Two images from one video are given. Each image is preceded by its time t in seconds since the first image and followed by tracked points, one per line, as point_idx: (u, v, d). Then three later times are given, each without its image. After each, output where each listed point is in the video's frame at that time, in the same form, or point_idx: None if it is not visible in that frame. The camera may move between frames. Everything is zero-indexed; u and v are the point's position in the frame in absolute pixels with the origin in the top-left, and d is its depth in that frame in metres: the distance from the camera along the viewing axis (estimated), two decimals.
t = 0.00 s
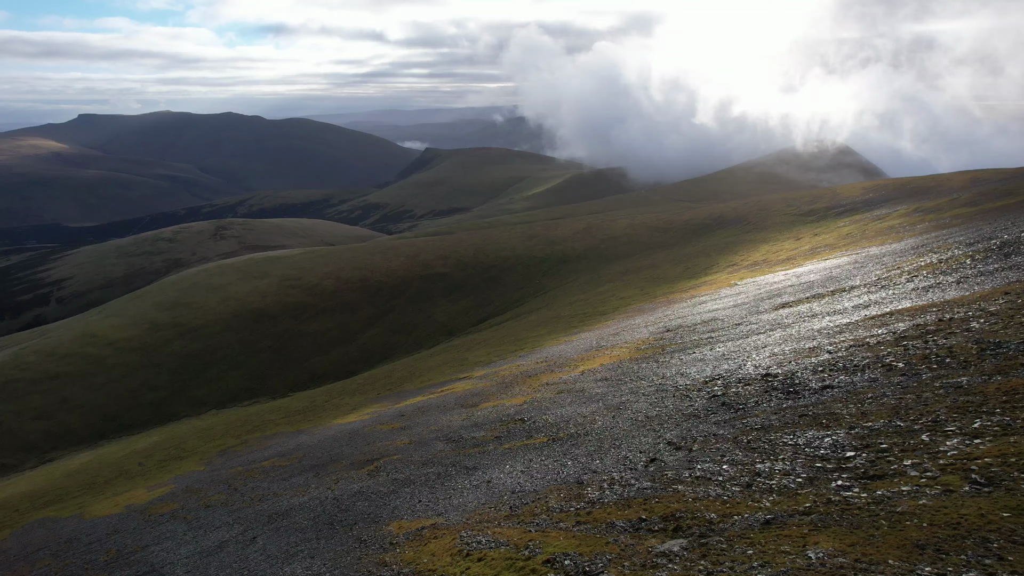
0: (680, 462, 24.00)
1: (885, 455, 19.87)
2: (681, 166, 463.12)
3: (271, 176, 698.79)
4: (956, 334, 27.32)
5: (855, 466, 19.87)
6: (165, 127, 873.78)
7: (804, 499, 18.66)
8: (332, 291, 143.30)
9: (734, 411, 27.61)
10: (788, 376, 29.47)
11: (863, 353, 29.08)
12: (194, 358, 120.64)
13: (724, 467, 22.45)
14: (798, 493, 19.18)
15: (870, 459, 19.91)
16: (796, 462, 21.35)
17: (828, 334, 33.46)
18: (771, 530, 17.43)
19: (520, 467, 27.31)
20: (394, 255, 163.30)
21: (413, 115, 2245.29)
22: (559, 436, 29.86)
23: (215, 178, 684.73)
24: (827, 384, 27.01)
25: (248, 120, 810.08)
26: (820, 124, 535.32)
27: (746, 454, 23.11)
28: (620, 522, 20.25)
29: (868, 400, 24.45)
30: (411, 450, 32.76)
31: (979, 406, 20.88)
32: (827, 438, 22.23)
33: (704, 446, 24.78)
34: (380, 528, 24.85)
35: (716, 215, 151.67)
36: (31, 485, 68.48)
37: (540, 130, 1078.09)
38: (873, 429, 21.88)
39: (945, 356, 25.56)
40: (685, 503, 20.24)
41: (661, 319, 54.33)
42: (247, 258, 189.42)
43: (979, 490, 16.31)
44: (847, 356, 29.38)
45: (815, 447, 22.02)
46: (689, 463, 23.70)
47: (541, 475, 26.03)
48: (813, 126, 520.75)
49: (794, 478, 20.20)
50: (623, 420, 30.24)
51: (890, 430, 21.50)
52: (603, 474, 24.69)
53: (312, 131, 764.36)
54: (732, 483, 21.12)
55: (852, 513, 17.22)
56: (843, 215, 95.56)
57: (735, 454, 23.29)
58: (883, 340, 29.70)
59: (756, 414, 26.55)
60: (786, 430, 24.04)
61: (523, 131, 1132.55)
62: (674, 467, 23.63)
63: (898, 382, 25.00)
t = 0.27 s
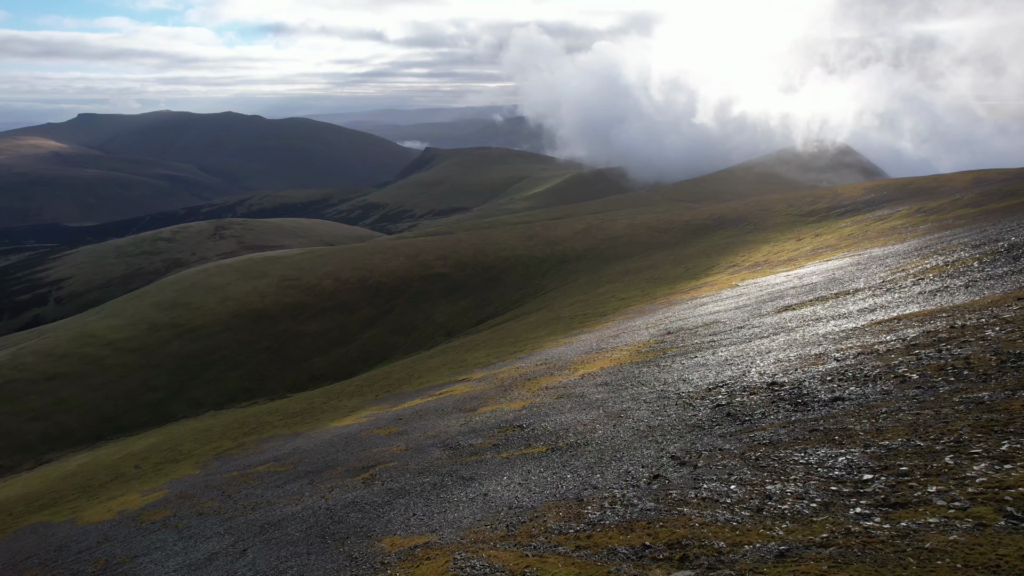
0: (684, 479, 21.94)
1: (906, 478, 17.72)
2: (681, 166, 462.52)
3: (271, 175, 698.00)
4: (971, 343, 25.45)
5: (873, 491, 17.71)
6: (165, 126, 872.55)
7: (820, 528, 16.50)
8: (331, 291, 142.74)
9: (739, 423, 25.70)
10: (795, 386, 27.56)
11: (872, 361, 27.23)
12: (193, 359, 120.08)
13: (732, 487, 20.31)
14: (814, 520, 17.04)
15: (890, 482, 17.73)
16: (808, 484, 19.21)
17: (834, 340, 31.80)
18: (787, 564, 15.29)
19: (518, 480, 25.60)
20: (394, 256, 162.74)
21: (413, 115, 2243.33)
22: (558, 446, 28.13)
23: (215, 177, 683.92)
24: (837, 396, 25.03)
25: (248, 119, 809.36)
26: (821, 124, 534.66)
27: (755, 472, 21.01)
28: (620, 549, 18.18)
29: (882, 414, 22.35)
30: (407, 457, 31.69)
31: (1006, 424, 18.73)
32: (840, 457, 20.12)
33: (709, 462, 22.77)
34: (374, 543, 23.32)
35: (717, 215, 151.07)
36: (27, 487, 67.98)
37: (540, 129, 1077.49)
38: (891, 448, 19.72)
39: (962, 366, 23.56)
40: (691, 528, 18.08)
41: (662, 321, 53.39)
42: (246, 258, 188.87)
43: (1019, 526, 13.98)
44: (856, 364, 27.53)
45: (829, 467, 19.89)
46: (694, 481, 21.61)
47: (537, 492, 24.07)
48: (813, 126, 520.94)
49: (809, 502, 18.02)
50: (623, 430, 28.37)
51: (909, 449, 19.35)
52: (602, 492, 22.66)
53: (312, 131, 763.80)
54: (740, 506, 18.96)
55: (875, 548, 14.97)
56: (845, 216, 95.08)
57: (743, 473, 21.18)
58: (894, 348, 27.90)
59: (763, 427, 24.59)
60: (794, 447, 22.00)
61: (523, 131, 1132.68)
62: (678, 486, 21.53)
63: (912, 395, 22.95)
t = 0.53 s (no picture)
0: (689, 499, 19.96)
1: (933, 508, 15.45)
2: (681, 166, 462.11)
3: (270, 175, 697.22)
4: (989, 352, 23.43)
5: (896, 521, 15.47)
6: (164, 126, 871.33)
7: (839, 564, 14.36)
8: (330, 291, 142.17)
9: (747, 436, 23.81)
10: (804, 397, 25.69)
11: (884, 371, 25.32)
12: (191, 360, 119.52)
13: (740, 512, 18.19)
14: (833, 553, 14.91)
15: (912, 513, 15.52)
16: (822, 510, 17.11)
17: (843, 346, 30.37)
18: None
19: (515, 494, 23.99)
20: (393, 256, 162.18)
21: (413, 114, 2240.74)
22: (558, 456, 26.60)
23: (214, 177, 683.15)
24: (849, 410, 23.04)
25: (247, 119, 808.59)
26: (821, 124, 534.32)
27: (765, 494, 18.93)
28: None
29: (899, 432, 20.17)
30: (403, 464, 30.69)
31: None
32: (857, 479, 18.00)
33: (716, 481, 20.78)
34: (364, 561, 22.00)
35: (718, 215, 150.48)
36: (23, 490, 67.43)
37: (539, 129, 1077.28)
38: (913, 472, 17.45)
39: (982, 378, 21.47)
40: (701, 559, 16.05)
41: (662, 323, 52.91)
42: (245, 258, 188.33)
43: None
44: (866, 374, 25.63)
45: (845, 491, 17.72)
46: (702, 502, 19.57)
47: (534, 510, 22.27)
48: (813, 126, 520.28)
49: (825, 532, 15.89)
50: (625, 441, 26.67)
51: (934, 473, 17.10)
52: (605, 512, 20.74)
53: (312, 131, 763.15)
54: (751, 534, 16.88)
55: None
56: (846, 216, 94.60)
57: (752, 494, 19.14)
58: (908, 357, 26.03)
59: (772, 441, 22.66)
60: (807, 465, 19.93)
61: (523, 130, 1131.50)
62: (683, 508, 19.52)
63: (930, 410, 20.80)
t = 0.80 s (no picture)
0: (695, 522, 18.19)
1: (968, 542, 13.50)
2: (681, 166, 461.72)
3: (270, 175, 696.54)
4: (1009, 365, 21.78)
5: (926, 558, 13.48)
6: (164, 126, 870.60)
7: None
8: (328, 292, 141.57)
9: (754, 451, 22.23)
10: (812, 408, 24.16)
11: (897, 382, 23.78)
12: (189, 360, 118.93)
13: (752, 541, 16.27)
14: None
15: (941, 547, 13.64)
16: (841, 541, 15.18)
17: (849, 354, 29.45)
18: None
19: (513, 509, 22.71)
20: (392, 256, 161.63)
21: (412, 114, 2241.97)
22: (557, 468, 25.43)
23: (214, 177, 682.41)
24: (863, 425, 21.36)
25: (247, 119, 807.95)
26: (821, 124, 534.19)
27: (778, 520, 17.02)
28: None
29: (920, 452, 18.29)
30: (400, 472, 30.11)
31: None
32: (877, 505, 16.05)
33: (723, 502, 19.02)
34: None
35: (719, 215, 149.90)
36: (18, 493, 66.80)
37: (539, 129, 1077.09)
38: (941, 498, 15.49)
39: (1006, 395, 19.73)
40: None
41: (662, 326, 52.46)
42: (244, 258, 187.75)
43: None
44: (878, 386, 24.07)
45: (864, 519, 15.78)
46: (708, 526, 17.78)
47: (528, 531, 20.66)
48: (813, 126, 520.02)
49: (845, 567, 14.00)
50: (626, 454, 25.28)
51: (965, 500, 15.16)
52: (604, 536, 19.03)
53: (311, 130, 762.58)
54: (763, 568, 14.94)
55: None
56: (848, 217, 94.10)
57: (762, 519, 17.31)
58: (921, 367, 24.58)
59: (781, 457, 20.98)
60: (820, 487, 18.07)
61: (523, 129, 1131.20)
62: (690, 533, 17.71)
63: (951, 428, 19.05)
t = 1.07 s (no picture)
0: (701, 550, 17.39)
1: None
2: (681, 166, 460.94)
3: (269, 175, 695.41)
4: None
5: None
6: (163, 126, 869.10)
7: None
8: (328, 292, 140.98)
9: (762, 468, 21.44)
10: (822, 422, 23.41)
11: (912, 395, 22.99)
12: (187, 361, 118.30)
13: (765, 574, 15.35)
14: None
15: None
16: None
17: (857, 361, 28.89)
18: None
19: (508, 527, 22.09)
20: (391, 256, 161.15)
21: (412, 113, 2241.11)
22: (556, 482, 24.80)
23: (213, 177, 681.24)
24: (878, 442, 20.55)
25: (247, 119, 807.34)
26: (821, 124, 533.25)
27: (792, 551, 16.10)
28: None
29: (943, 477, 17.38)
30: (394, 482, 29.47)
31: None
32: (899, 538, 15.12)
33: (731, 526, 18.19)
34: None
35: (720, 216, 149.31)
36: (13, 497, 66.13)
37: (539, 129, 1076.56)
38: (970, 532, 14.49)
39: None
40: None
41: (663, 328, 52.07)
42: (243, 258, 187.12)
43: None
44: (891, 399, 23.33)
45: (886, 553, 14.83)
46: (716, 555, 16.96)
47: (525, 554, 19.92)
48: (813, 126, 519.61)
49: None
50: (627, 467, 24.62)
51: (997, 535, 14.15)
52: (604, 559, 18.33)
53: (311, 130, 761.59)
54: None
55: None
56: (850, 217, 93.64)
57: (773, 549, 16.43)
58: (937, 379, 23.78)
59: (791, 476, 20.19)
60: (837, 513, 17.18)
61: (523, 129, 1130.58)
62: (696, 562, 16.84)
63: (974, 449, 18.14)
